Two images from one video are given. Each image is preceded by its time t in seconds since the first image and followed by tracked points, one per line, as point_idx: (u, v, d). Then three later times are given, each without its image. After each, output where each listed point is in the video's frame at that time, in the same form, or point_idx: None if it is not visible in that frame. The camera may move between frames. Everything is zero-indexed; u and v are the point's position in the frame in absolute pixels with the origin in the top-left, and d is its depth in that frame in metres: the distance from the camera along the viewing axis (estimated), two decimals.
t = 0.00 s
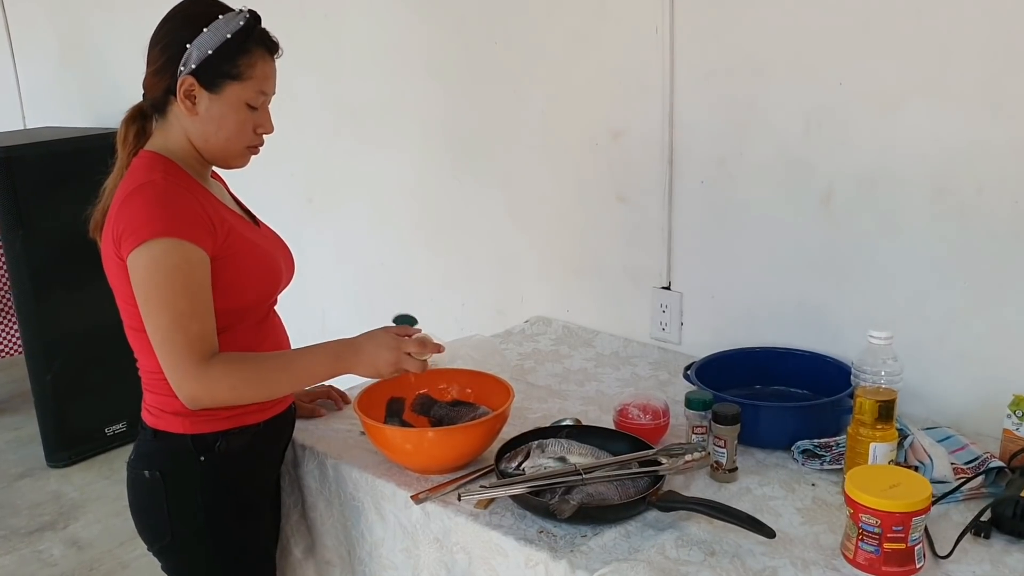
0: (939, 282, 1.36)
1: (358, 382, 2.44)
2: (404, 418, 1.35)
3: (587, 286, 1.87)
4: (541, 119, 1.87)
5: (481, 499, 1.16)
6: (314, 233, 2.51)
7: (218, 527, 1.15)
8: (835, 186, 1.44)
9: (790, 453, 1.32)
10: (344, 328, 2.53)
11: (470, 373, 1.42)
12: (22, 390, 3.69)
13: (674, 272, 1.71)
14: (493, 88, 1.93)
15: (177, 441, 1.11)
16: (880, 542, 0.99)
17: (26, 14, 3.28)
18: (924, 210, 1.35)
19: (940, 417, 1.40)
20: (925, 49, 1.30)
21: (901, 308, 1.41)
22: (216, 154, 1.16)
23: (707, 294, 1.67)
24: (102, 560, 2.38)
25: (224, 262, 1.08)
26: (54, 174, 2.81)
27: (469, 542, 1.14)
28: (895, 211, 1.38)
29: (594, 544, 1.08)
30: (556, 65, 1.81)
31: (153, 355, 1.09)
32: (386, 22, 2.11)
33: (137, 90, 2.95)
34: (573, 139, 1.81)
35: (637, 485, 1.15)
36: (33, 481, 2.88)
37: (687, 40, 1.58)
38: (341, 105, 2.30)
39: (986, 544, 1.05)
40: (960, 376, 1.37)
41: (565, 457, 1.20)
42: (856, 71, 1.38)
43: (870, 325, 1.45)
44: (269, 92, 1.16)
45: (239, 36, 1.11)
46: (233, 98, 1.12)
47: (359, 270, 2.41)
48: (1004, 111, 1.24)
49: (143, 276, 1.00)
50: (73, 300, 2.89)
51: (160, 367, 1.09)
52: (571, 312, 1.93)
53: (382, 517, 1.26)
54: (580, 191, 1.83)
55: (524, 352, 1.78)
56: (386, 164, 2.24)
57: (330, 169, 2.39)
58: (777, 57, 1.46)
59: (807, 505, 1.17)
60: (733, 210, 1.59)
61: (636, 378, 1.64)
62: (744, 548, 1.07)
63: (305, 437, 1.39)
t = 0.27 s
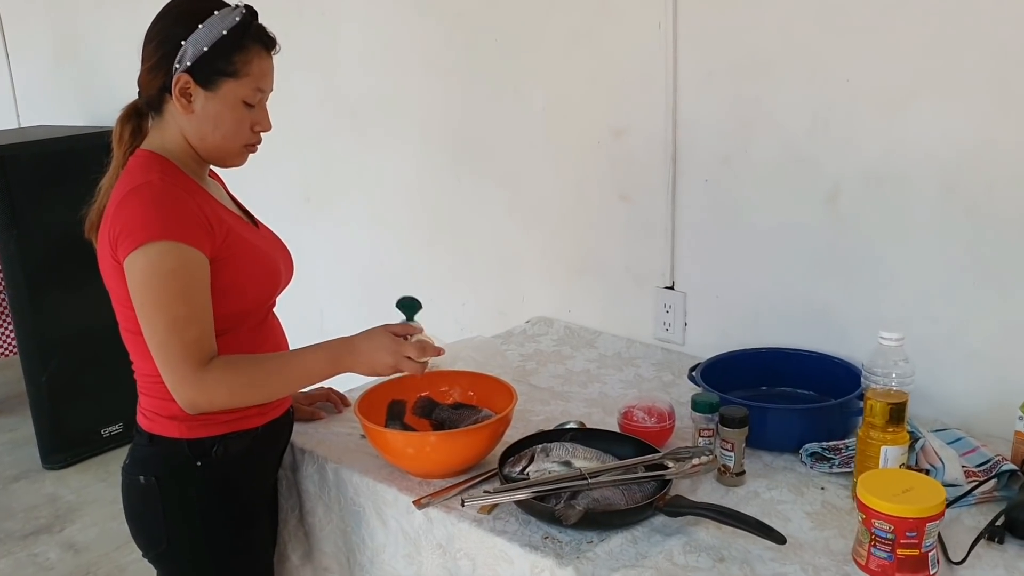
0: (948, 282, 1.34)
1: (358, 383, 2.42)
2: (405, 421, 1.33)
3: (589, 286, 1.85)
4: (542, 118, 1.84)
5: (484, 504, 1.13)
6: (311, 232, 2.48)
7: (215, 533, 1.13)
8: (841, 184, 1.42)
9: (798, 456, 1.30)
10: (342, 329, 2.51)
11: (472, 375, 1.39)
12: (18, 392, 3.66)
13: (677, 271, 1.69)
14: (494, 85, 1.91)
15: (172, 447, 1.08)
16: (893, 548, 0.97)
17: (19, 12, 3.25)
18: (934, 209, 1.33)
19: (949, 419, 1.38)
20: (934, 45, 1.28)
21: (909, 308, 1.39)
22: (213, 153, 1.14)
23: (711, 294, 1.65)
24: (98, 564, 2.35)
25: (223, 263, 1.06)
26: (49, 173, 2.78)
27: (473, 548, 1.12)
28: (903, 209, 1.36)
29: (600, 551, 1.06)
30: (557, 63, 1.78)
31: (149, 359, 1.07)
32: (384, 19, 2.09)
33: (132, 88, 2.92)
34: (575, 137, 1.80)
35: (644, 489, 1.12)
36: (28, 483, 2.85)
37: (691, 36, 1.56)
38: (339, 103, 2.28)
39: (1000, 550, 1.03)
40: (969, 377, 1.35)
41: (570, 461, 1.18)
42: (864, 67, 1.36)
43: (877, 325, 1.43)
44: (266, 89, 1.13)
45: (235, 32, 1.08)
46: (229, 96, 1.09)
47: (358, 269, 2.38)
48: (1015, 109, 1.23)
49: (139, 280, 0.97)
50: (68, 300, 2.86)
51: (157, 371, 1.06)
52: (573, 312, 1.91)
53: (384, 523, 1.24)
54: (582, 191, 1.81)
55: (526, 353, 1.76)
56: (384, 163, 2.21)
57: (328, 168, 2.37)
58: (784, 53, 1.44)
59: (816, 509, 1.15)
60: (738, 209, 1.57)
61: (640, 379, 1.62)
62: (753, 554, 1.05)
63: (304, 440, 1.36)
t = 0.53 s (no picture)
0: (970, 284, 1.31)
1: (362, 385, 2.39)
2: (415, 426, 1.30)
3: (599, 287, 1.82)
4: (551, 115, 1.81)
5: (498, 513, 1.10)
6: (315, 232, 2.45)
7: (222, 542, 1.09)
8: (860, 183, 1.39)
9: (818, 462, 1.27)
10: (346, 329, 2.48)
11: (484, 379, 1.36)
12: (17, 392, 3.63)
13: (690, 272, 1.66)
14: (503, 83, 1.88)
15: (179, 452, 1.04)
16: (922, 560, 0.94)
17: (17, 9, 3.21)
18: (956, 209, 1.30)
19: (971, 423, 1.35)
20: (957, 41, 1.24)
21: (930, 311, 1.35)
22: (223, 152, 1.10)
23: (726, 295, 1.62)
24: (98, 569, 2.32)
25: (231, 266, 1.03)
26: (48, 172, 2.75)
27: (487, 558, 1.09)
28: (924, 210, 1.33)
29: (619, 562, 1.03)
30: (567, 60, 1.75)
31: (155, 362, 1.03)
32: (389, 16, 2.05)
33: (133, 85, 2.89)
34: (585, 136, 1.77)
35: (663, 498, 1.10)
36: (26, 486, 2.82)
37: (706, 33, 1.52)
38: (343, 101, 2.24)
39: None
40: (992, 381, 1.32)
41: (586, 469, 1.15)
42: (884, 64, 1.32)
43: (897, 328, 1.40)
44: (275, 84, 1.09)
45: (241, 26, 1.05)
46: (237, 92, 1.06)
47: (362, 270, 2.35)
48: None
49: (147, 282, 0.95)
50: (68, 301, 2.83)
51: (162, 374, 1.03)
52: (583, 314, 1.87)
53: (393, 531, 1.21)
54: (592, 190, 1.78)
55: (536, 356, 1.73)
56: (389, 162, 2.18)
57: (331, 167, 2.34)
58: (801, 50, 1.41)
59: (839, 518, 1.12)
60: (754, 209, 1.54)
61: (652, 383, 1.59)
62: (776, 565, 1.02)
63: (311, 445, 1.32)
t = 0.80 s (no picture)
0: (995, 289, 1.29)
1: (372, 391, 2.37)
2: (433, 435, 1.28)
3: (614, 292, 1.81)
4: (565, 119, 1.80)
5: (521, 524, 1.09)
6: (324, 236, 2.44)
7: (241, 554, 1.08)
8: (882, 187, 1.38)
9: (841, 470, 1.25)
10: (355, 334, 2.46)
11: (502, 387, 1.34)
12: (22, 398, 3.61)
13: (707, 277, 1.65)
14: (515, 87, 1.87)
15: (201, 465, 1.03)
16: (954, 570, 0.92)
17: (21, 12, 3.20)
18: (981, 214, 1.28)
19: (994, 430, 1.34)
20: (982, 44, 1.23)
21: (954, 316, 1.34)
22: (242, 158, 1.09)
23: (743, 301, 1.61)
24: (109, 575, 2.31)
25: (250, 277, 1.02)
26: (55, 177, 2.74)
27: (510, 569, 1.08)
28: (948, 214, 1.32)
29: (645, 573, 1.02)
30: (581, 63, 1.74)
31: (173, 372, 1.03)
32: (400, 19, 2.05)
33: (139, 90, 2.88)
34: (599, 139, 1.75)
35: (688, 508, 1.09)
36: (35, 492, 2.81)
37: (723, 36, 1.51)
38: (352, 105, 2.23)
39: None
40: (1017, 387, 1.30)
41: (609, 478, 1.13)
42: (906, 68, 1.31)
43: (919, 333, 1.39)
44: (290, 85, 1.08)
45: (251, 28, 1.03)
46: (252, 96, 1.04)
47: (372, 274, 2.34)
48: None
49: (164, 293, 0.94)
50: (76, 305, 2.82)
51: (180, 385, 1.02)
52: (597, 319, 1.86)
53: (413, 540, 1.19)
54: (607, 194, 1.77)
55: (551, 362, 1.72)
56: (400, 166, 2.17)
57: (340, 171, 2.32)
58: (820, 53, 1.40)
59: (866, 527, 1.10)
60: (773, 213, 1.53)
61: (669, 389, 1.58)
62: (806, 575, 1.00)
63: (329, 454, 1.31)
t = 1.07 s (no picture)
0: (1002, 288, 1.31)
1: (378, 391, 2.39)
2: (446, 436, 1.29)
3: (622, 292, 1.83)
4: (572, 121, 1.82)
5: (537, 524, 1.10)
6: (329, 238, 2.45)
7: (256, 559, 1.06)
8: (889, 187, 1.39)
9: (852, 468, 1.26)
10: (360, 336, 2.47)
11: (514, 388, 1.35)
12: (23, 401, 3.61)
13: (715, 278, 1.66)
14: (522, 90, 1.89)
15: (214, 468, 1.01)
16: (968, 566, 0.93)
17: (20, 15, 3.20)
18: (987, 213, 1.30)
19: (1002, 428, 1.35)
20: (987, 45, 1.25)
21: (961, 315, 1.35)
22: (258, 159, 1.09)
23: (750, 300, 1.62)
24: None
25: (265, 281, 1.00)
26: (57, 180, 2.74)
27: (526, 569, 1.09)
28: (955, 213, 1.33)
29: (661, 573, 1.03)
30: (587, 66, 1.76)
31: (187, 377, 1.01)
32: (405, 22, 2.06)
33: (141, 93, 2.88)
34: (606, 141, 1.77)
35: (703, 507, 1.09)
36: (38, 495, 2.80)
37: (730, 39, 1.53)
38: (357, 107, 2.24)
39: None
40: None
41: (624, 479, 1.15)
42: (912, 69, 1.32)
43: (926, 332, 1.40)
44: (300, 82, 1.07)
45: (258, 27, 1.03)
46: (263, 96, 1.04)
47: (377, 275, 2.35)
48: None
49: (176, 298, 0.91)
50: (77, 308, 2.82)
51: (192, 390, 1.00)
52: (604, 319, 1.87)
53: (428, 541, 1.20)
54: (614, 195, 1.78)
55: (559, 362, 1.73)
56: (405, 168, 2.18)
57: (346, 173, 2.33)
58: (826, 55, 1.41)
59: (878, 525, 1.11)
60: (780, 214, 1.54)
61: (678, 388, 1.59)
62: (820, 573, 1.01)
63: (342, 456, 1.31)
